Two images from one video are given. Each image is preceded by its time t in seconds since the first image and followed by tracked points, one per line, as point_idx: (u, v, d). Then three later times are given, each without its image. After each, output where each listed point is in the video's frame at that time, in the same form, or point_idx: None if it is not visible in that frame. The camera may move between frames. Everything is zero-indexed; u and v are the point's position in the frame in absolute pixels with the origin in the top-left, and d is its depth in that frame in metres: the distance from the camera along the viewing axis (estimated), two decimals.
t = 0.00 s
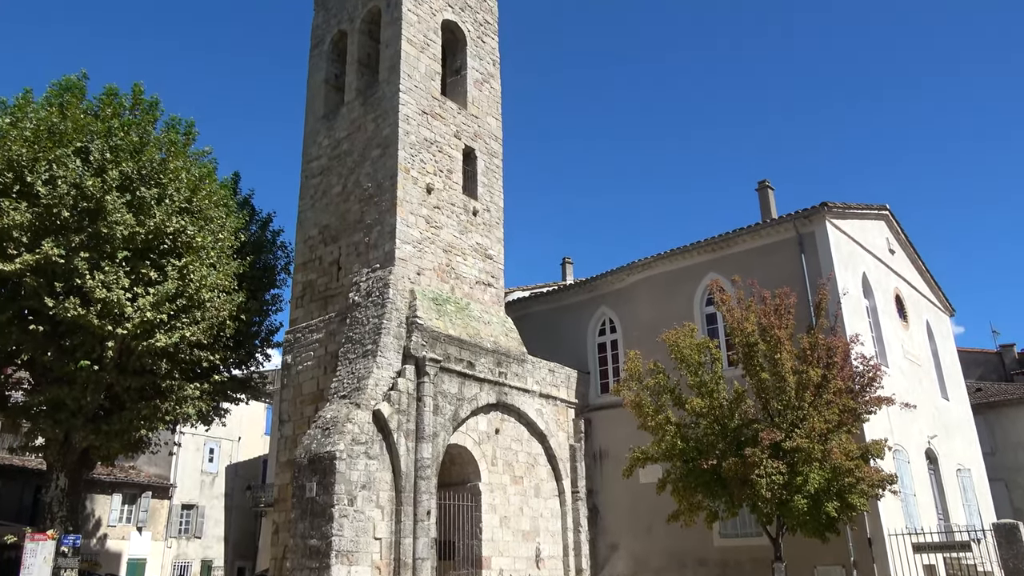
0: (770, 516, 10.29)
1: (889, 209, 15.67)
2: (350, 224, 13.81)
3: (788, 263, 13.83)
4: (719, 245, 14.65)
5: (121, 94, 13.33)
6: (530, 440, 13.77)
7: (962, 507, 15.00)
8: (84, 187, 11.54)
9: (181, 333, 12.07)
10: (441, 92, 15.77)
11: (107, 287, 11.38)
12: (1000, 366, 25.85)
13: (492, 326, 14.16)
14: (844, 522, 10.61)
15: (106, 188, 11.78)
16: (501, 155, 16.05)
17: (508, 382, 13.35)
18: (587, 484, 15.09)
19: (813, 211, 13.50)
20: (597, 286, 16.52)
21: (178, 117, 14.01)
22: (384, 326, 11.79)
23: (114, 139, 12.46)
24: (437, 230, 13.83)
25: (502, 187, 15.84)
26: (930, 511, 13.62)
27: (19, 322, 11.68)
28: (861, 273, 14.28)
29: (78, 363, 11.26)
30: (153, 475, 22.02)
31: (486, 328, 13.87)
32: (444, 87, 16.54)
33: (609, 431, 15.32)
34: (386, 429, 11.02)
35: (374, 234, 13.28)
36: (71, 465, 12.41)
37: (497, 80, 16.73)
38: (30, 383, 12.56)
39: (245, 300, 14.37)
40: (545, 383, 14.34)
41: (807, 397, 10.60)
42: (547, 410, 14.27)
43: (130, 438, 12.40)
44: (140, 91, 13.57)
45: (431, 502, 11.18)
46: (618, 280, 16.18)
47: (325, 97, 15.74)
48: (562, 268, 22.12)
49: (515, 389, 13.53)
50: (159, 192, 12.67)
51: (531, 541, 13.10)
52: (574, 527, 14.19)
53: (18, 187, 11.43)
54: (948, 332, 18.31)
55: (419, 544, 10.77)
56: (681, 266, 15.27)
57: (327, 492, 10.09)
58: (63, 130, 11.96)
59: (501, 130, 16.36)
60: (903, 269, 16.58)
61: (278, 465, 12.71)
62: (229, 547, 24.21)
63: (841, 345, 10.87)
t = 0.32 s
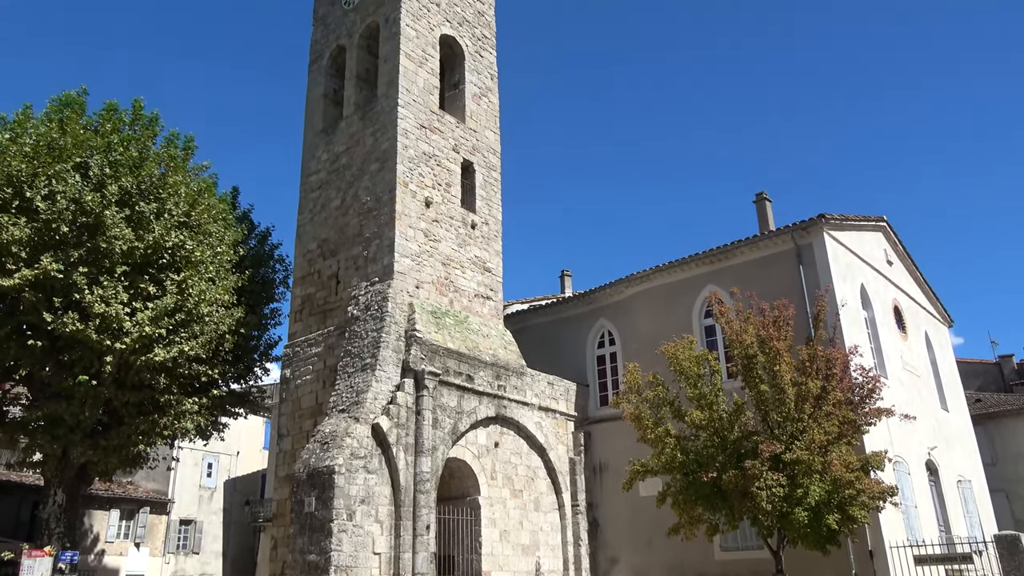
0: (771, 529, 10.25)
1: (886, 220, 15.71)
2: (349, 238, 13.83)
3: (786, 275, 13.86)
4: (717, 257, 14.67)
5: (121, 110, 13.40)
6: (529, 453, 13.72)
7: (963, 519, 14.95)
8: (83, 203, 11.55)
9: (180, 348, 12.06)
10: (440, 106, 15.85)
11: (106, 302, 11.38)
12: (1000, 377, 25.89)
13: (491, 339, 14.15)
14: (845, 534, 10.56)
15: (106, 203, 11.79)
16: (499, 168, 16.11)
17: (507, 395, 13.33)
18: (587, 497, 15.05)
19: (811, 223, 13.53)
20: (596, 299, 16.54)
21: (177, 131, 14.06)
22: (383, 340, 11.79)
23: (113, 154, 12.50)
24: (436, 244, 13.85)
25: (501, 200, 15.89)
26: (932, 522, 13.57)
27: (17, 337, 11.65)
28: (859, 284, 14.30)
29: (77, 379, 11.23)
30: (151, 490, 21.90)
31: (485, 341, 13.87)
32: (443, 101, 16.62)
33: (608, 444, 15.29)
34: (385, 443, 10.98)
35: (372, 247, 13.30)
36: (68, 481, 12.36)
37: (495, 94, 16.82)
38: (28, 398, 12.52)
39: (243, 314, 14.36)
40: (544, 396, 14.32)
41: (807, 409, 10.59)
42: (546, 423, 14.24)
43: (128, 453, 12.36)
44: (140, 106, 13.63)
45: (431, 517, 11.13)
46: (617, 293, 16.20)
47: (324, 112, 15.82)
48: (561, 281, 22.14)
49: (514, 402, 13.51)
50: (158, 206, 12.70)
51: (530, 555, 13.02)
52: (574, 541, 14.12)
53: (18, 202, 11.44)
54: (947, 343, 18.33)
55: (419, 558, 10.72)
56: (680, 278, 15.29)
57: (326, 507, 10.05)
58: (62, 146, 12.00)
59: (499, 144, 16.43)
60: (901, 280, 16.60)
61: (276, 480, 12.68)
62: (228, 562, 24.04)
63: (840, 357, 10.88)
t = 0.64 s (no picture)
0: (772, 543, 10.20)
1: (883, 233, 15.76)
2: (348, 253, 13.85)
3: (784, 288, 13.89)
4: (715, 270, 14.70)
5: (121, 127, 13.45)
6: (529, 467, 13.68)
7: (965, 532, 14.90)
8: (82, 219, 11.56)
9: (179, 363, 12.05)
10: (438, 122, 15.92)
11: (104, 318, 11.37)
12: (999, 389, 25.88)
13: (490, 353, 14.13)
14: (847, 548, 10.51)
15: (105, 220, 11.80)
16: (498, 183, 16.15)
17: (506, 410, 13.30)
18: (587, 512, 15.00)
19: (808, 236, 13.57)
20: (595, 312, 16.55)
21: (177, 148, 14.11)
22: (382, 355, 11.79)
23: (113, 171, 12.55)
24: (434, 258, 13.87)
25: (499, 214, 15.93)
26: (933, 535, 13.53)
27: (15, 354, 11.62)
28: (858, 296, 14.32)
29: (75, 395, 11.20)
30: (149, 506, 21.78)
31: (484, 356, 13.86)
32: (441, 117, 16.69)
33: (608, 459, 15.26)
34: (384, 458, 10.94)
35: (371, 262, 13.31)
36: (66, 498, 12.31)
37: (493, 109, 16.90)
38: (25, 415, 12.48)
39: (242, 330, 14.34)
40: (544, 410, 14.29)
41: (807, 422, 10.57)
42: (546, 437, 14.20)
43: (126, 470, 12.32)
44: (139, 123, 13.69)
45: (430, 532, 11.08)
46: (616, 306, 16.21)
47: (322, 128, 15.89)
48: (560, 295, 22.15)
49: (514, 417, 13.48)
50: (157, 222, 12.72)
51: (531, 571, 12.94)
52: (574, 556, 14.04)
53: (16, 219, 11.46)
54: (946, 355, 18.33)
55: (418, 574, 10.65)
56: (679, 292, 15.30)
57: (325, 523, 10.00)
58: (62, 162, 12.04)
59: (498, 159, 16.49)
60: (899, 293, 16.62)
61: (275, 496, 12.63)
62: None
63: (839, 370, 10.88)
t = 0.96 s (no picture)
0: (774, 560, 10.13)
1: (881, 247, 15.79)
2: (347, 269, 13.86)
3: (783, 303, 13.89)
4: (714, 285, 14.71)
5: (120, 145, 13.52)
6: (529, 484, 13.60)
7: (968, 547, 14.81)
8: (81, 237, 11.58)
9: (177, 381, 12.02)
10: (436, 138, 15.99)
11: (103, 336, 11.36)
12: (999, 404, 25.86)
13: (489, 369, 14.10)
14: (850, 565, 10.44)
15: (104, 238, 11.83)
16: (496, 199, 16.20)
17: (505, 426, 13.25)
18: (588, 529, 14.93)
19: (806, 250, 13.61)
20: (594, 328, 16.55)
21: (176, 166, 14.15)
22: (381, 372, 11.77)
23: (112, 189, 12.61)
24: (433, 275, 13.89)
25: (498, 230, 15.96)
26: (936, 551, 13.46)
27: (13, 372, 11.60)
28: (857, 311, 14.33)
29: (73, 413, 11.16)
30: (147, 526, 21.66)
31: (483, 372, 13.83)
32: (439, 134, 16.77)
33: (608, 475, 15.20)
34: (383, 476, 10.88)
35: (370, 279, 13.31)
36: (63, 517, 12.24)
37: (491, 126, 16.98)
38: (23, 434, 12.44)
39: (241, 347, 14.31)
40: (543, 426, 14.25)
41: (807, 437, 10.54)
42: (546, 454, 14.15)
43: (123, 488, 12.25)
44: (139, 141, 13.75)
45: (429, 550, 11.01)
46: (615, 322, 16.21)
47: (321, 146, 15.97)
48: (559, 311, 22.16)
49: (513, 433, 13.44)
50: (156, 240, 12.74)
51: None
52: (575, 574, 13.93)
53: (16, 237, 11.48)
54: (946, 369, 18.32)
55: None
56: (678, 307, 15.31)
57: (324, 542, 9.94)
58: (61, 181, 12.08)
59: (496, 175, 16.54)
60: (898, 307, 16.63)
61: (273, 514, 12.57)
62: None
63: (839, 385, 10.86)
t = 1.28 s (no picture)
0: None
1: (879, 264, 15.82)
2: (345, 288, 13.86)
3: (781, 320, 13.90)
4: (712, 302, 14.72)
5: (120, 166, 13.57)
6: (529, 503, 13.52)
7: (971, 565, 14.71)
8: (80, 257, 11.59)
9: (175, 402, 11.97)
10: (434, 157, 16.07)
11: (101, 356, 11.33)
12: (1000, 420, 25.81)
13: (488, 388, 14.07)
14: None
15: (103, 257, 11.83)
16: (494, 217, 16.24)
17: (504, 445, 13.19)
18: (588, 548, 14.83)
19: (804, 267, 13.63)
20: (593, 345, 16.53)
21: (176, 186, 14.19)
22: (379, 391, 11.74)
23: (111, 209, 12.64)
24: (432, 293, 13.90)
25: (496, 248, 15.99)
26: (939, 569, 13.36)
27: (10, 393, 11.55)
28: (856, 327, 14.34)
29: (70, 434, 11.11)
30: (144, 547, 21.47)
31: (482, 391, 13.79)
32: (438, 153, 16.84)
33: (608, 494, 15.13)
34: (382, 495, 10.81)
35: (369, 297, 13.31)
36: (59, 539, 12.15)
37: (489, 145, 17.07)
38: (20, 455, 12.35)
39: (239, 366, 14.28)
40: (543, 445, 14.20)
41: (807, 454, 10.51)
42: (546, 472, 14.08)
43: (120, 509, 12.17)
44: (139, 161, 13.80)
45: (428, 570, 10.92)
46: (614, 339, 16.20)
47: (320, 165, 16.03)
48: (558, 328, 22.15)
49: (512, 452, 13.38)
50: (155, 260, 12.75)
51: None
52: None
53: (14, 257, 11.47)
54: (946, 386, 18.29)
55: None
56: (676, 324, 15.31)
57: (322, 562, 9.85)
58: (61, 201, 12.10)
59: (494, 194, 16.60)
60: (897, 323, 16.64)
61: (272, 534, 12.49)
62: None
63: (839, 402, 10.84)
